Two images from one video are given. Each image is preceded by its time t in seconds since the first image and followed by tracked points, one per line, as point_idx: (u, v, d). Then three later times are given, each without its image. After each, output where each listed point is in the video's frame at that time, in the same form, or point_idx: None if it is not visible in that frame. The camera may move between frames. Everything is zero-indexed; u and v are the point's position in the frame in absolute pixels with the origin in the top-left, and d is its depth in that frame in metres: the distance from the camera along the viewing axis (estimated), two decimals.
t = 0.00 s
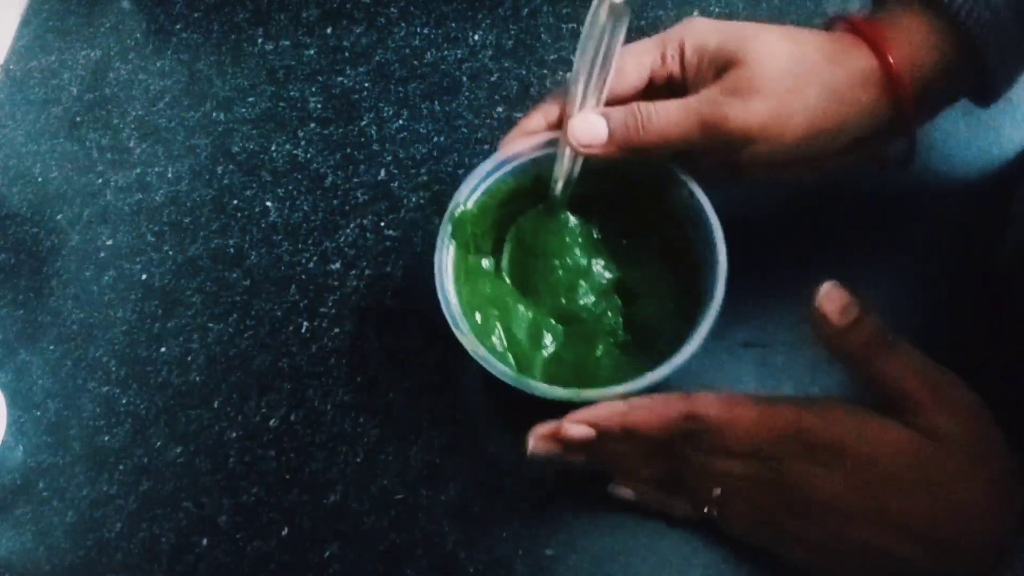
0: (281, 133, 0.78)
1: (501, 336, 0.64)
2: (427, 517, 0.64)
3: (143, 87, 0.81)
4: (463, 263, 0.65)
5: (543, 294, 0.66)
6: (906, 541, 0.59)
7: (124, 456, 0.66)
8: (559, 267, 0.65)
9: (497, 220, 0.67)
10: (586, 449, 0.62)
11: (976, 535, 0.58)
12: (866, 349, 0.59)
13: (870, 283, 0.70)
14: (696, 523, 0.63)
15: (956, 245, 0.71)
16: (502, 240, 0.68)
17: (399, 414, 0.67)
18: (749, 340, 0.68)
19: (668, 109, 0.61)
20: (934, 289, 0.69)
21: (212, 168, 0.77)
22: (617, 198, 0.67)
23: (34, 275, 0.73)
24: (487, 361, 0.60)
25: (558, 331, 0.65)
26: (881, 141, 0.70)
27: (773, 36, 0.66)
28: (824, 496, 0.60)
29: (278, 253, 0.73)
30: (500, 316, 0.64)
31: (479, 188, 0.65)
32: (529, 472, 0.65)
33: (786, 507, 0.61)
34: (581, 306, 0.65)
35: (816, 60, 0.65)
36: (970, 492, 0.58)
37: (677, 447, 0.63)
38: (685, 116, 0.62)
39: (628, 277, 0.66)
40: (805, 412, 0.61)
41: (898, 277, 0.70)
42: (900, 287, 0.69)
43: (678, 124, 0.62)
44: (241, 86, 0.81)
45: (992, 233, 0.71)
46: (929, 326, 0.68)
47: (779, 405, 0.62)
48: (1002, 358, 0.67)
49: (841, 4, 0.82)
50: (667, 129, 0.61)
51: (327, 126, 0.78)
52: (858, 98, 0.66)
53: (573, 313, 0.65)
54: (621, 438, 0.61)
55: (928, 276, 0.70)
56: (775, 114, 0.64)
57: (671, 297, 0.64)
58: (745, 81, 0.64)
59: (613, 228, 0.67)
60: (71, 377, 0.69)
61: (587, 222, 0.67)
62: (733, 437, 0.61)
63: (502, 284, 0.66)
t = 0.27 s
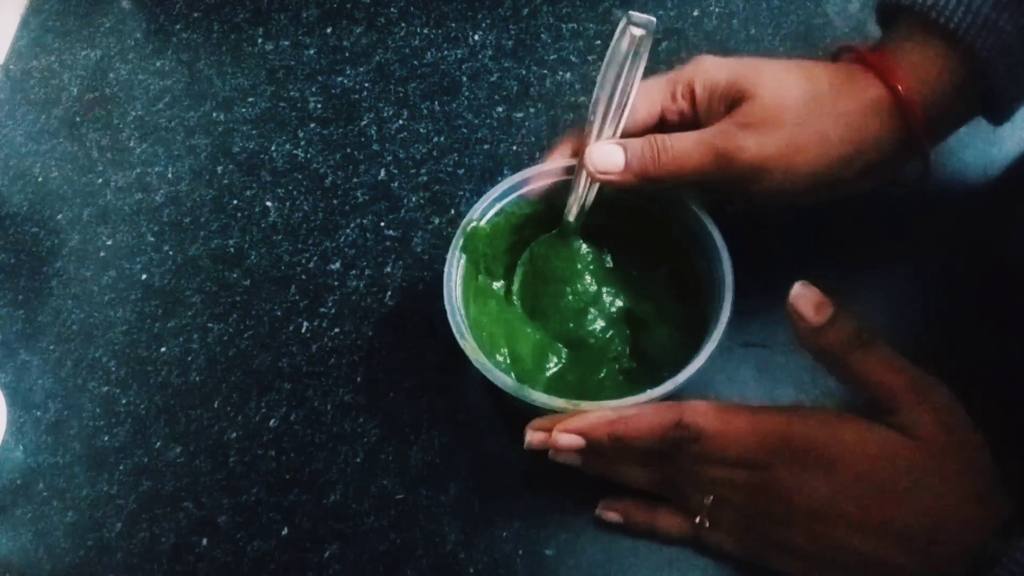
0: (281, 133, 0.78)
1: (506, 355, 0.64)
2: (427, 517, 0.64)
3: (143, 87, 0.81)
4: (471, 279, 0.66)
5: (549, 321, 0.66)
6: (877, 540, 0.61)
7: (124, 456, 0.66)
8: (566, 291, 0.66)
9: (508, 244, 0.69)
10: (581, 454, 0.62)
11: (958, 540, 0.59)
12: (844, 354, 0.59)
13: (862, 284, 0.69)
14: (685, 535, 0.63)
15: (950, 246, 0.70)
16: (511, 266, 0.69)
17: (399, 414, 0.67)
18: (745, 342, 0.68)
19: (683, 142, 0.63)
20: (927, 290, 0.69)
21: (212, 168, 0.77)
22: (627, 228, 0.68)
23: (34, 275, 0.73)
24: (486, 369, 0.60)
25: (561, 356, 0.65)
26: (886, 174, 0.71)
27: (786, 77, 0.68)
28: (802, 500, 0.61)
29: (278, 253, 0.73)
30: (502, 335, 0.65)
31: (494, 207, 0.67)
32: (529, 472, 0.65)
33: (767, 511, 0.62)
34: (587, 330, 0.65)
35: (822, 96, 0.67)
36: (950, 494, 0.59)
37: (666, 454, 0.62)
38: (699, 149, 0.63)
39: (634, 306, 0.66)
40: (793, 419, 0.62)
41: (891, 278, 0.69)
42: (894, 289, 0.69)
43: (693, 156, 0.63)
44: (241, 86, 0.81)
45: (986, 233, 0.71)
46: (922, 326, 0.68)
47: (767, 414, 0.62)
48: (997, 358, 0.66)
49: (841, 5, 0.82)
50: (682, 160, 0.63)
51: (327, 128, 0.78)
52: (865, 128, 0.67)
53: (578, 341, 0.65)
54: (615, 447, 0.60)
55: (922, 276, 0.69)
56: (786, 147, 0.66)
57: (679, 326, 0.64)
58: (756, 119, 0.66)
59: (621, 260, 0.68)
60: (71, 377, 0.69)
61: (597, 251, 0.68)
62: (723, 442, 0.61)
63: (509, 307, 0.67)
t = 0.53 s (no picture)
0: (281, 133, 0.78)
1: (505, 356, 0.65)
2: (427, 518, 0.64)
3: (143, 87, 0.81)
4: (471, 279, 0.66)
5: (548, 321, 0.66)
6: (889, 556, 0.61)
7: (124, 456, 0.66)
8: (566, 290, 0.66)
9: (508, 244, 0.68)
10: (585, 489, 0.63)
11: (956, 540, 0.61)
12: (837, 362, 0.63)
13: (863, 286, 0.69)
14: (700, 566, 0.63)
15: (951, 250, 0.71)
16: (510, 265, 0.69)
17: (399, 414, 0.67)
18: (746, 343, 0.68)
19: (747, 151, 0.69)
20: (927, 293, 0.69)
21: (212, 168, 0.77)
22: (626, 228, 0.68)
23: (33, 275, 0.73)
24: (486, 370, 0.60)
25: (561, 356, 0.65)
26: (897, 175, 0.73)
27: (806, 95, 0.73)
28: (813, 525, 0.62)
29: (278, 253, 0.73)
30: (503, 337, 0.65)
31: (494, 207, 0.67)
32: (529, 472, 0.65)
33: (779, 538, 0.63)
34: (587, 330, 0.65)
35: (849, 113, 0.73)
36: (945, 501, 0.61)
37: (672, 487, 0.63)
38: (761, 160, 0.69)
39: (634, 306, 0.66)
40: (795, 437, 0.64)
41: (892, 281, 0.70)
42: (895, 291, 0.69)
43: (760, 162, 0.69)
44: (241, 86, 0.81)
45: (988, 237, 0.71)
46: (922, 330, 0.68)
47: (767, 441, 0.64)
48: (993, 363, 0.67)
49: (841, 4, 0.82)
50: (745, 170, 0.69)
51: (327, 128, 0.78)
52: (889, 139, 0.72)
53: (577, 340, 0.65)
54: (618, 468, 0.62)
55: (922, 280, 0.70)
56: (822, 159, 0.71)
57: (679, 326, 0.64)
58: (792, 130, 0.71)
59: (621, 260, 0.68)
60: (71, 377, 0.69)
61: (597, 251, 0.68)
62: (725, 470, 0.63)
63: (509, 305, 0.67)
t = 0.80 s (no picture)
0: (281, 133, 0.78)
1: (506, 355, 0.65)
2: (427, 518, 0.64)
3: (144, 87, 0.81)
4: (470, 280, 0.66)
5: (548, 321, 0.66)
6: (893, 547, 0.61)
7: (124, 456, 0.66)
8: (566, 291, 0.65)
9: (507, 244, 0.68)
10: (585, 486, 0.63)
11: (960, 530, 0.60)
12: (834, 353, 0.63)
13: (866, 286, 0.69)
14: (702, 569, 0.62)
15: (957, 249, 0.70)
16: (510, 265, 0.69)
17: (399, 414, 0.67)
18: (747, 343, 0.68)
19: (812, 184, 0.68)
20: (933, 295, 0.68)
21: (212, 168, 0.77)
22: (626, 228, 0.68)
23: (33, 275, 0.73)
24: (485, 371, 0.60)
25: (561, 356, 0.65)
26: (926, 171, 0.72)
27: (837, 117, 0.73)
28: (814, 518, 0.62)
29: (278, 253, 0.73)
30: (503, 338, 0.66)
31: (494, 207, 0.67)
32: (529, 472, 0.65)
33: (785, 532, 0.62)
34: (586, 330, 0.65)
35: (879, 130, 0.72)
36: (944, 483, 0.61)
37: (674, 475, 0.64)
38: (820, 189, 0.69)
39: (633, 306, 0.66)
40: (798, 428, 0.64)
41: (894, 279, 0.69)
42: (899, 290, 0.69)
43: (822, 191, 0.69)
44: (241, 86, 0.81)
45: (998, 240, 0.70)
46: (928, 328, 0.67)
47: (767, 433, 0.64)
48: (995, 365, 0.66)
49: (840, 5, 0.82)
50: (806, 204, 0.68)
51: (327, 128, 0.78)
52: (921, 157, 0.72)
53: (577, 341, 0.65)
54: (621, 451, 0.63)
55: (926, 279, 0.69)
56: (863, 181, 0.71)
57: (679, 326, 0.64)
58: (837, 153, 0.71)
59: (621, 260, 0.68)
60: (71, 377, 0.69)
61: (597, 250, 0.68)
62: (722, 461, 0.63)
63: (509, 306, 0.67)
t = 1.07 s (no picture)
0: (281, 133, 0.78)
1: (503, 353, 0.65)
2: (428, 518, 0.64)
3: (143, 87, 0.81)
4: (468, 279, 0.66)
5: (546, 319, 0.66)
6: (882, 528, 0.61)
7: (124, 456, 0.66)
8: (563, 289, 0.65)
9: (506, 243, 0.69)
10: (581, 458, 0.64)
11: (954, 518, 0.60)
12: (844, 333, 0.63)
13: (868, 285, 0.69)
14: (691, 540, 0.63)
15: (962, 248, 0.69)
16: (509, 264, 0.69)
17: (399, 414, 0.67)
18: (746, 342, 0.68)
19: (819, 210, 0.67)
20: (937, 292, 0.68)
21: (212, 168, 0.77)
22: (625, 226, 0.68)
23: (33, 275, 0.73)
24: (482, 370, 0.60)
25: (559, 354, 0.65)
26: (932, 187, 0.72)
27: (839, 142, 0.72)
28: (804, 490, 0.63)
29: (278, 253, 0.73)
30: (502, 335, 0.66)
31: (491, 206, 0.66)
32: (529, 472, 0.65)
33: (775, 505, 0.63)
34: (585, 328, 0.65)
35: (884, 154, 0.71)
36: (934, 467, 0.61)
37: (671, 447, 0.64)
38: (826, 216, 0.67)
39: (632, 305, 0.66)
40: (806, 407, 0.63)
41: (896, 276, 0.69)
42: (898, 289, 0.69)
43: (828, 218, 0.67)
44: (241, 86, 0.81)
45: (1000, 241, 0.69)
46: (933, 328, 0.67)
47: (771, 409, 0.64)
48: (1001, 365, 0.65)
49: (840, 4, 0.82)
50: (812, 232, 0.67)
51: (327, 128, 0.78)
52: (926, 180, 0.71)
53: (576, 339, 0.65)
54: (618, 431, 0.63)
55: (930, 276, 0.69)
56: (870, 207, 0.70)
57: (678, 326, 0.64)
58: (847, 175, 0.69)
59: (620, 258, 0.68)
60: (71, 378, 0.69)
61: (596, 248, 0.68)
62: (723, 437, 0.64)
63: (507, 304, 0.67)
